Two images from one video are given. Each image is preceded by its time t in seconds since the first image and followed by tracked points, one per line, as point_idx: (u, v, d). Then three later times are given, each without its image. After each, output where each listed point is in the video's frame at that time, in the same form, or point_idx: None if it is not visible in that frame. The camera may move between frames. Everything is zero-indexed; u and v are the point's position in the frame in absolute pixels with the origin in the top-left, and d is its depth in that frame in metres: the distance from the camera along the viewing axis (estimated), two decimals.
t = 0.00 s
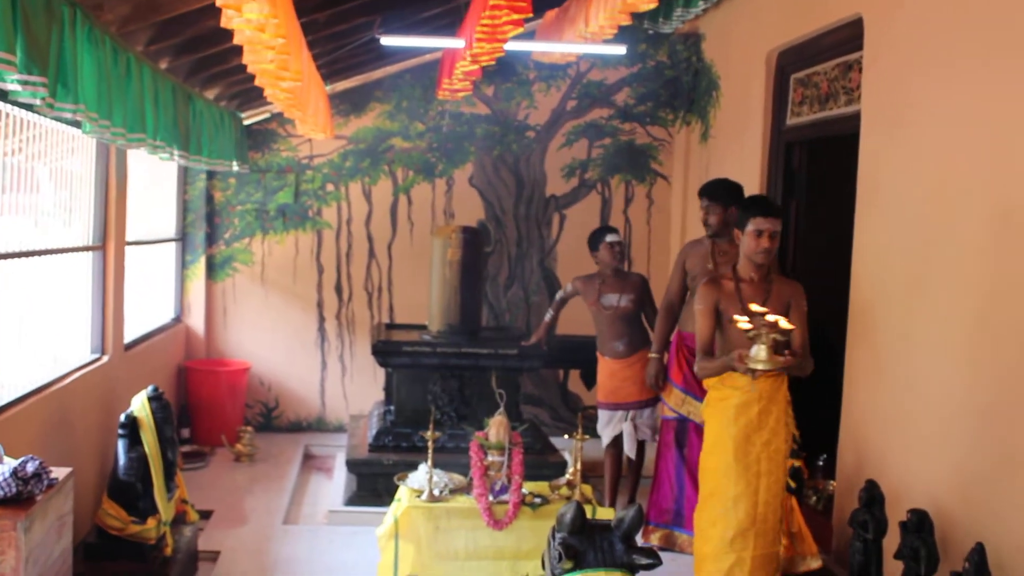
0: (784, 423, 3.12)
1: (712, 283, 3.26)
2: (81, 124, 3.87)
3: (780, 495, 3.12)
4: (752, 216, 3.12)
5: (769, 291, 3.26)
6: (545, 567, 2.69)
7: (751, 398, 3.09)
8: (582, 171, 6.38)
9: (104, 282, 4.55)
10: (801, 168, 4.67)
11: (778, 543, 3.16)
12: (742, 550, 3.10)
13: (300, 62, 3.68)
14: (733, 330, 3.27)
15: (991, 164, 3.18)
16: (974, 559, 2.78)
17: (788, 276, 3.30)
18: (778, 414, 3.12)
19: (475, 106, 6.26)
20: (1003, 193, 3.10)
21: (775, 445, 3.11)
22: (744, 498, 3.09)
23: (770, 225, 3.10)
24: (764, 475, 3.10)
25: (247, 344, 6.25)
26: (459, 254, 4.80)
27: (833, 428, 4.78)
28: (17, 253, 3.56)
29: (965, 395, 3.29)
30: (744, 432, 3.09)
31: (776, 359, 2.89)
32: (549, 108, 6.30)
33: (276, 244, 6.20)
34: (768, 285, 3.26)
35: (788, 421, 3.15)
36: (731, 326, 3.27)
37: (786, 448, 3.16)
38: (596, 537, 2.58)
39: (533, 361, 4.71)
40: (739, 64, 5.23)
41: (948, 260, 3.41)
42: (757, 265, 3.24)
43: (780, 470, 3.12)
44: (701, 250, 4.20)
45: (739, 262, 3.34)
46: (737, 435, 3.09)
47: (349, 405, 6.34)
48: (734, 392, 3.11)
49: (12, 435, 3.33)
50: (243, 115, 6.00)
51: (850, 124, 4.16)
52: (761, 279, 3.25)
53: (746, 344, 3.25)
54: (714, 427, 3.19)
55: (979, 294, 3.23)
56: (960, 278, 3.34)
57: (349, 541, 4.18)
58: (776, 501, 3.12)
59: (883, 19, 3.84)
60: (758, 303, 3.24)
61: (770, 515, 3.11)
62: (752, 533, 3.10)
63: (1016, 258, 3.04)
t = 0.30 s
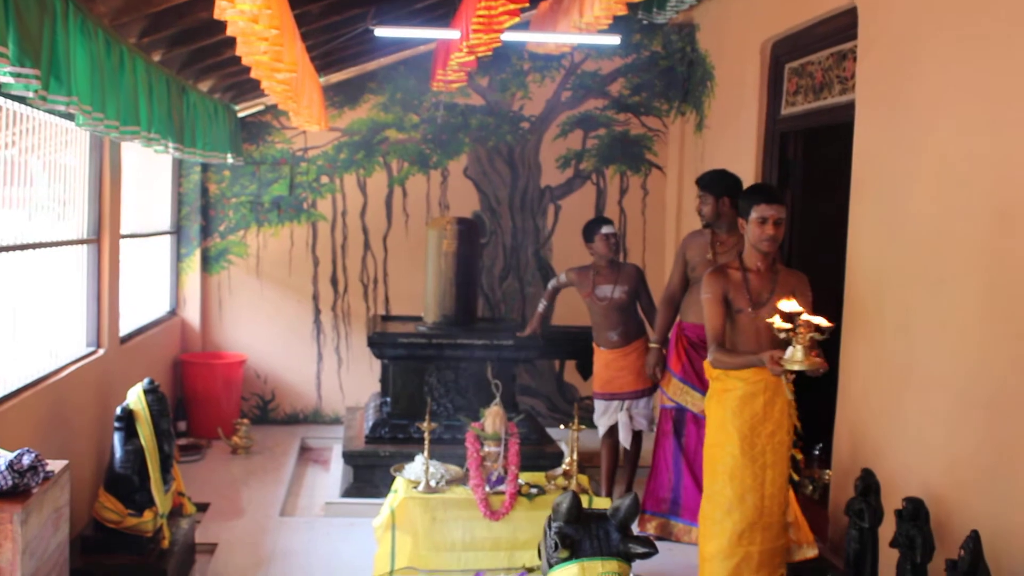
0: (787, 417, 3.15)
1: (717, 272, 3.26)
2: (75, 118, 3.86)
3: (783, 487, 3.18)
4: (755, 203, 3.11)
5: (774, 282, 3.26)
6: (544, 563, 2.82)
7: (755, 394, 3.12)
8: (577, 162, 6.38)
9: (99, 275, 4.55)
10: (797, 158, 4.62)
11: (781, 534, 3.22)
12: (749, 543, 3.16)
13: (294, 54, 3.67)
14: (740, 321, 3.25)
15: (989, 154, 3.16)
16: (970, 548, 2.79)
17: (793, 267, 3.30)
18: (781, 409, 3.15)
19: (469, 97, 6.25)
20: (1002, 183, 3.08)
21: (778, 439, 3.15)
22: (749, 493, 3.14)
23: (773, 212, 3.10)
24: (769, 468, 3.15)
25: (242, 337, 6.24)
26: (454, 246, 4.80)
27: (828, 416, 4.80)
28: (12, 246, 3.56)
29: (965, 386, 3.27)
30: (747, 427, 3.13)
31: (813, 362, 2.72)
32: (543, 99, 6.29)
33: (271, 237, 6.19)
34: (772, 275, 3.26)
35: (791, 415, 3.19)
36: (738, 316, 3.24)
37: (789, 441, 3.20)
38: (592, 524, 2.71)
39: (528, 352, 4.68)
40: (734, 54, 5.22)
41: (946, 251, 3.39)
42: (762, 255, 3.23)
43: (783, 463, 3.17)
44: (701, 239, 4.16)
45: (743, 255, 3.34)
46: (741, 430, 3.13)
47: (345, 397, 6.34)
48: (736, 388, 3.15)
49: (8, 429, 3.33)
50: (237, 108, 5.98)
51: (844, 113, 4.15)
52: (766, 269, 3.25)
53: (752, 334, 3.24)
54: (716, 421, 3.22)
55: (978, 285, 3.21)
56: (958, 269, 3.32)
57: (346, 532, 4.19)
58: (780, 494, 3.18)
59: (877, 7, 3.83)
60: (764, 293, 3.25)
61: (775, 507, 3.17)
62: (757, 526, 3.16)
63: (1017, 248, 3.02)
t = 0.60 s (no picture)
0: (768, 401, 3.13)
1: (699, 255, 3.18)
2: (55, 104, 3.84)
3: (768, 472, 3.15)
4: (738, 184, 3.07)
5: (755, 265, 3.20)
6: (528, 543, 3.00)
7: (738, 378, 3.08)
8: (561, 146, 6.37)
9: (81, 263, 4.52)
10: (781, 141, 4.62)
11: (766, 519, 3.19)
12: (735, 530, 3.11)
13: (276, 39, 3.65)
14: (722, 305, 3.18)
15: (984, 144, 3.10)
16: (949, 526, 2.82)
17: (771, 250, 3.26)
18: (762, 393, 3.12)
19: (453, 81, 6.22)
20: (990, 167, 3.05)
21: (760, 422, 3.12)
22: (734, 479, 3.09)
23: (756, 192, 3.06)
24: (753, 453, 3.11)
25: (225, 324, 6.22)
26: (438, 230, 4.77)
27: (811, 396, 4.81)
28: None
29: (956, 376, 3.22)
30: (731, 414, 3.09)
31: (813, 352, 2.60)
32: (526, 82, 6.28)
33: (254, 223, 6.17)
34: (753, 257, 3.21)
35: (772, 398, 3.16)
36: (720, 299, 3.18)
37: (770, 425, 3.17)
38: (573, 508, 2.91)
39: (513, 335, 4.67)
40: (717, 35, 5.22)
41: (938, 242, 3.34)
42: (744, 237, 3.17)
43: (766, 447, 3.14)
44: (692, 223, 4.16)
45: (725, 237, 3.28)
46: (725, 417, 3.09)
47: (329, 382, 6.34)
48: (718, 373, 3.10)
49: None
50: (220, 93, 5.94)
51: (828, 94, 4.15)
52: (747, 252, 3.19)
53: (734, 318, 3.18)
54: (697, 410, 3.17)
55: (971, 276, 3.16)
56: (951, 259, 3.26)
57: (331, 516, 4.19)
58: (765, 478, 3.15)
59: None
60: (746, 276, 3.18)
61: (760, 492, 3.14)
62: (743, 512, 3.11)
63: (1006, 233, 2.99)
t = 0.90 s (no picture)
0: (690, 393, 3.04)
1: (622, 247, 3.02)
2: None
3: (692, 465, 3.06)
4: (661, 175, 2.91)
5: (679, 259, 3.06)
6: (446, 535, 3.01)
7: (660, 371, 2.98)
8: (484, 138, 6.37)
9: None
10: (703, 134, 4.69)
11: (690, 514, 3.09)
12: (661, 527, 3.00)
13: (194, 27, 3.58)
14: (646, 301, 3.03)
15: (906, 150, 3.11)
16: (860, 514, 2.87)
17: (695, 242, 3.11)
18: (684, 386, 3.03)
19: (376, 72, 6.18)
20: (906, 161, 3.11)
21: (682, 416, 3.03)
22: (658, 475, 2.98)
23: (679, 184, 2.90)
24: (676, 447, 3.02)
25: (145, 317, 6.12)
26: (361, 222, 4.73)
27: (728, 386, 4.90)
28: None
29: (876, 378, 3.24)
30: (654, 408, 2.98)
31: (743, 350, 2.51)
32: (451, 74, 6.27)
33: (172, 215, 6.06)
34: (677, 252, 3.06)
35: (695, 391, 3.07)
36: (643, 293, 3.02)
37: (694, 419, 3.08)
38: (493, 499, 2.89)
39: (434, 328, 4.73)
40: (640, 29, 5.27)
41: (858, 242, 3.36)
42: (667, 230, 3.02)
43: (689, 442, 3.05)
44: (617, 215, 4.16)
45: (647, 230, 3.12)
46: (647, 412, 2.98)
47: (250, 376, 6.27)
48: (641, 367, 2.99)
49: None
50: (138, 82, 5.80)
51: (747, 89, 4.21)
52: (671, 245, 3.05)
53: (658, 314, 3.03)
54: (620, 403, 3.07)
55: (887, 267, 3.20)
56: (873, 262, 3.28)
57: (249, 512, 4.13)
58: (689, 472, 3.06)
59: None
60: (668, 270, 3.04)
61: (684, 487, 3.04)
62: (669, 508, 3.01)
63: (919, 226, 3.04)
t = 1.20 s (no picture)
0: (633, 393, 2.98)
1: (566, 246, 2.96)
2: None
3: (633, 464, 3.02)
4: (608, 174, 2.85)
5: (624, 259, 3.02)
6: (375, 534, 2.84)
7: (602, 370, 2.93)
8: (415, 136, 6.40)
9: None
10: (632, 132, 4.77)
11: (631, 513, 3.05)
12: (600, 525, 2.96)
13: (115, 21, 3.52)
14: (590, 302, 2.98)
15: (830, 151, 3.18)
16: (789, 504, 2.92)
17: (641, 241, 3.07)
18: (628, 385, 2.97)
19: (306, 69, 6.15)
20: (829, 161, 3.18)
21: (625, 415, 2.97)
22: (598, 474, 2.94)
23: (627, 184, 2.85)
24: (618, 446, 2.97)
25: (71, 318, 5.99)
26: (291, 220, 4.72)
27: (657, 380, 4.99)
28: None
29: (806, 381, 3.30)
30: (596, 408, 2.93)
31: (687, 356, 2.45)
32: (381, 71, 6.28)
33: (98, 213, 5.95)
34: (622, 251, 3.02)
35: (639, 390, 3.02)
36: (587, 293, 2.97)
37: (637, 418, 3.03)
38: (422, 496, 2.73)
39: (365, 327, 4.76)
40: (569, 28, 5.34)
41: (785, 240, 3.43)
42: (613, 229, 2.97)
43: (631, 441, 3.00)
44: (551, 212, 4.12)
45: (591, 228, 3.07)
46: (590, 411, 2.93)
47: (179, 377, 6.20)
48: (583, 365, 2.94)
49: None
50: (60, 77, 5.68)
51: (675, 87, 4.28)
52: (616, 244, 3.00)
53: (602, 314, 2.99)
54: (564, 401, 3.01)
55: (813, 264, 3.27)
56: (803, 264, 3.33)
57: (178, 515, 4.09)
58: (630, 472, 3.01)
59: None
60: (613, 270, 2.99)
61: (625, 486, 3.00)
62: (608, 507, 2.97)
63: (844, 224, 3.11)
